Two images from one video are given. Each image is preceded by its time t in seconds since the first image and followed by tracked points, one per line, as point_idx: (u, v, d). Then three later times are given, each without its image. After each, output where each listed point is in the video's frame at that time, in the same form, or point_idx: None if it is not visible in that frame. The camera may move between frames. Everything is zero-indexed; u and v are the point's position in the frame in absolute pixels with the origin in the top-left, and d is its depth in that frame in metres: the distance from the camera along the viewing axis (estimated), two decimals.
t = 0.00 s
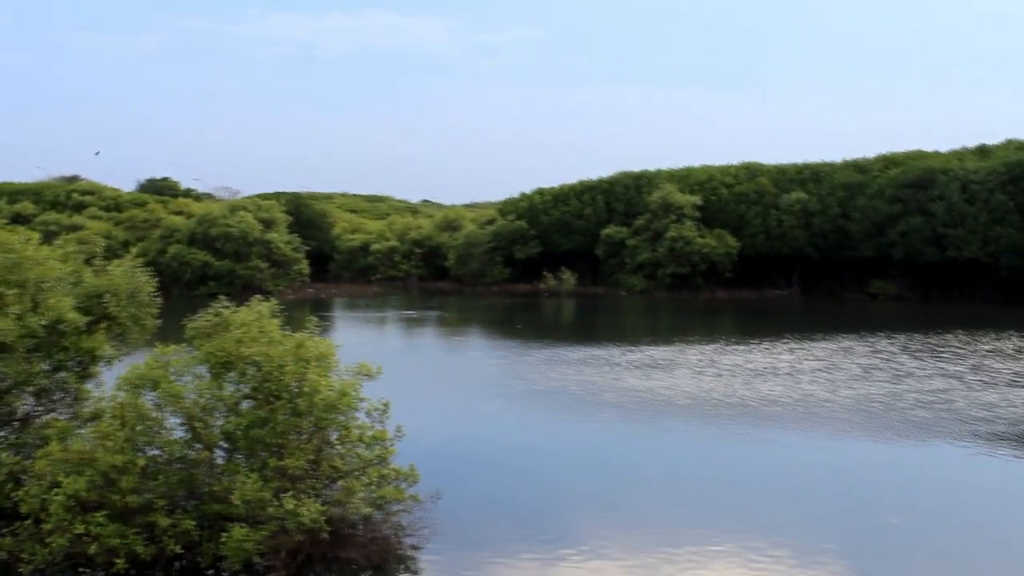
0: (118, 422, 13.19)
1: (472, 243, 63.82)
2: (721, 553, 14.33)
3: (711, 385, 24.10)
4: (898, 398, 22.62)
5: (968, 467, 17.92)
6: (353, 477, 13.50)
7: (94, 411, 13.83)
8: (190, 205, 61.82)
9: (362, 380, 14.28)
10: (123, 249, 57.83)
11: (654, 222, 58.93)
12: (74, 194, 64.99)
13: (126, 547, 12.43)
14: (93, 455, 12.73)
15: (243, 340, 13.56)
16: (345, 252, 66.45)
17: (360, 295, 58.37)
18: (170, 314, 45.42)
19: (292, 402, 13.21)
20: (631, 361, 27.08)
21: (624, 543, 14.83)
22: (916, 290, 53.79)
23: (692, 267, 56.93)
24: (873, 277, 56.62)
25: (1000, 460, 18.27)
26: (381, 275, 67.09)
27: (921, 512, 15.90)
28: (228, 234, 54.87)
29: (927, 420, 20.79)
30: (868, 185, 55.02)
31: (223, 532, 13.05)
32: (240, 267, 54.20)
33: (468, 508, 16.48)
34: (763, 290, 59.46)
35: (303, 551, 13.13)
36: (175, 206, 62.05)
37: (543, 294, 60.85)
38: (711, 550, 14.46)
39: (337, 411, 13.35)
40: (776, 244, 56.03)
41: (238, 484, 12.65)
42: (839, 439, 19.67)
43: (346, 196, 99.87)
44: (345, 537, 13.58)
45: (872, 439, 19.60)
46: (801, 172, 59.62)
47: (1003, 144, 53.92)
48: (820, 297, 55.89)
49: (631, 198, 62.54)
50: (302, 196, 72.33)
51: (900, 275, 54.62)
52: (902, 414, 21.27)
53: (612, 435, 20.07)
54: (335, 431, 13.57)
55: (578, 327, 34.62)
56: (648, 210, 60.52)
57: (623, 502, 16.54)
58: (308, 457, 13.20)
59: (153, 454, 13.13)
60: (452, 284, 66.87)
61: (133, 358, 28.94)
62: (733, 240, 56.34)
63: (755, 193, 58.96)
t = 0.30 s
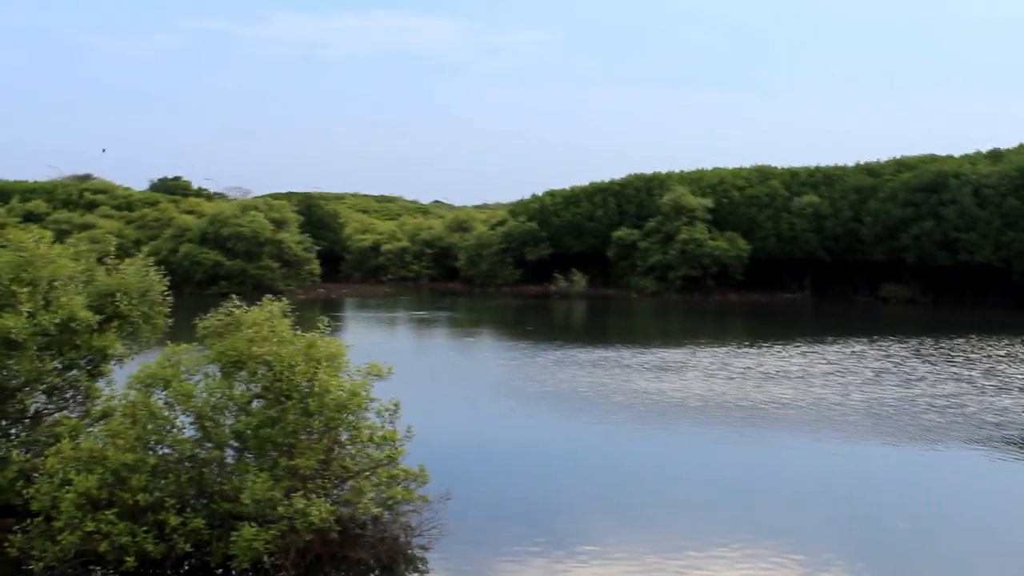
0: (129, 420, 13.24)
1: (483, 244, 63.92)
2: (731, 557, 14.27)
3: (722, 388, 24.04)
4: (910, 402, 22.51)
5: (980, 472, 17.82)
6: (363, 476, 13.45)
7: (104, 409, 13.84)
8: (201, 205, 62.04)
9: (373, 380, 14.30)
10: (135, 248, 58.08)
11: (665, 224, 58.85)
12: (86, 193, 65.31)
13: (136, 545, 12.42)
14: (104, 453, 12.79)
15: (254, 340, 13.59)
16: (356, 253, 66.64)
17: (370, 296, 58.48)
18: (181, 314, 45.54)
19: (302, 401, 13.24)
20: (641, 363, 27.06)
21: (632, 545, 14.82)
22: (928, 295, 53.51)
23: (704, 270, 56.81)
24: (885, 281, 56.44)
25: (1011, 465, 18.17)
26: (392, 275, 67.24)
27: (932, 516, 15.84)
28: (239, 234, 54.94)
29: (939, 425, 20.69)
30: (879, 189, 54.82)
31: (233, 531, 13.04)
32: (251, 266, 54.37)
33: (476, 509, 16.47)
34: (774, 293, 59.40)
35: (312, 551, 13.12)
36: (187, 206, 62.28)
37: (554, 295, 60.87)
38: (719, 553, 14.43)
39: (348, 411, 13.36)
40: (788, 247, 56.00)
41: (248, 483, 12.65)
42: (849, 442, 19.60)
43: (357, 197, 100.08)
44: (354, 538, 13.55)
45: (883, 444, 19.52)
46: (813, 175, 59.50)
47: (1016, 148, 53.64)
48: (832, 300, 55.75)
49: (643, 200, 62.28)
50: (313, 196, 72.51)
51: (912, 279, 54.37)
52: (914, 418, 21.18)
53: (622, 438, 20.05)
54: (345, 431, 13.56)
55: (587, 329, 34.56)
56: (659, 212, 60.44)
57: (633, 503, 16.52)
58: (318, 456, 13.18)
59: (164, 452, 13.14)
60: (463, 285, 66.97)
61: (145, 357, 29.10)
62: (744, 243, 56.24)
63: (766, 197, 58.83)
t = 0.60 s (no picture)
0: (144, 418, 13.30)
1: (498, 244, 63.98)
2: (745, 558, 14.24)
3: (738, 389, 23.97)
4: (927, 405, 22.37)
5: (997, 476, 17.69)
6: (377, 476, 13.47)
7: (120, 408, 13.91)
8: (216, 204, 62.25)
9: (387, 380, 14.33)
10: (150, 247, 58.35)
11: (680, 225, 58.75)
12: (102, 193, 65.64)
13: (151, 543, 12.47)
14: (119, 451, 12.83)
15: (269, 339, 13.58)
16: (370, 253, 66.85)
17: (385, 296, 58.58)
18: (195, 313, 45.66)
19: (317, 401, 13.21)
20: (657, 364, 27.01)
21: (646, 546, 14.80)
22: (943, 297, 53.17)
23: (719, 271, 56.65)
24: (901, 283, 56.11)
25: None
26: (406, 275, 67.36)
27: (950, 518, 15.77)
28: (255, 234, 55.07)
29: (956, 428, 20.56)
30: (895, 190, 54.51)
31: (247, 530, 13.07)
32: (266, 266, 54.56)
33: (490, 509, 16.47)
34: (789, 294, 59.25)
35: (325, 549, 13.17)
36: (201, 205, 62.51)
37: (568, 296, 60.86)
38: (734, 554, 14.40)
39: (362, 411, 13.35)
40: (803, 249, 55.99)
41: (263, 482, 12.66)
42: (865, 445, 19.51)
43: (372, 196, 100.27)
44: (368, 537, 13.61)
45: (899, 446, 19.41)
46: (828, 177, 59.24)
47: None
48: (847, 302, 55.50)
49: (658, 201, 62.03)
50: (328, 196, 72.69)
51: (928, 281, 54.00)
52: (931, 421, 21.05)
53: (637, 438, 20.01)
54: (359, 431, 13.56)
55: (602, 330, 34.49)
56: (673, 213, 60.31)
57: (651, 504, 16.49)
58: (332, 456, 13.19)
59: (179, 451, 13.17)
60: (477, 285, 67.04)
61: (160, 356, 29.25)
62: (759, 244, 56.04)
63: (781, 198, 58.58)
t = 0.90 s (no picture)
0: (163, 414, 13.21)
1: (514, 241, 64.10)
2: (763, 554, 14.24)
3: (755, 385, 23.92)
4: (946, 401, 22.25)
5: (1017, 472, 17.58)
6: (395, 472, 13.53)
7: (138, 403, 14.02)
8: (233, 200, 62.49)
9: (404, 375, 14.39)
10: (168, 244, 58.65)
11: (697, 221, 58.68)
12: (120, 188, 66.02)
13: (170, 538, 12.55)
14: (138, 446, 12.91)
15: (286, 335, 13.56)
16: (388, 249, 67.95)
17: (402, 292, 58.68)
18: (214, 309, 45.89)
19: (335, 396, 13.24)
20: (675, 359, 26.99)
21: (663, 542, 14.80)
22: (962, 294, 52.23)
23: (735, 267, 56.47)
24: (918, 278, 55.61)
25: None
26: (422, 271, 67.49)
27: (971, 515, 15.71)
28: (273, 230, 55.31)
29: (975, 424, 20.44)
30: (912, 186, 54.21)
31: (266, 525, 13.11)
32: (283, 262, 54.90)
33: (509, 504, 16.51)
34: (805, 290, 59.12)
35: (344, 544, 13.31)
36: (218, 201, 62.75)
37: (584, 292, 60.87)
38: (751, 550, 14.40)
39: (380, 407, 13.47)
40: (819, 244, 56.22)
41: (282, 477, 12.70)
42: (884, 441, 19.43)
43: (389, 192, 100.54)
44: (387, 532, 13.84)
45: (919, 442, 19.32)
46: (845, 172, 59.03)
47: None
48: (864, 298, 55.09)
49: (675, 197, 61.84)
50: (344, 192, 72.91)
51: (947, 277, 53.35)
52: (950, 417, 20.95)
53: (656, 434, 19.99)
54: (376, 426, 13.55)
55: (619, 325, 34.49)
56: (690, 208, 60.20)
57: (667, 500, 16.50)
58: (350, 451, 13.20)
59: (197, 446, 13.17)
60: (493, 281, 67.18)
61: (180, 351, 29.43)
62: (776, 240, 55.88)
63: (798, 194, 58.86)
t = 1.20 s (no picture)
0: (179, 411, 13.30)
1: (530, 239, 64.35)
2: (778, 551, 14.20)
3: (772, 383, 23.82)
4: (965, 399, 22.06)
5: None
6: (411, 469, 13.44)
7: (155, 400, 14.01)
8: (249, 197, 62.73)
9: (420, 373, 14.28)
10: (185, 241, 58.94)
11: (712, 218, 58.51)
12: (138, 186, 66.42)
13: (186, 535, 12.54)
14: (154, 444, 12.93)
15: (303, 332, 13.63)
16: (403, 247, 67.92)
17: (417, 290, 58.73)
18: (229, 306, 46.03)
19: (351, 394, 13.23)
20: (691, 357, 26.90)
21: (680, 540, 14.74)
22: (979, 291, 51.78)
23: (751, 264, 56.21)
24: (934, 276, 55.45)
25: None
26: (437, 269, 67.58)
27: (990, 514, 15.58)
28: (288, 228, 55.44)
29: (994, 422, 20.27)
30: (930, 182, 53.82)
31: (282, 522, 13.18)
32: (299, 260, 55.00)
33: (525, 502, 16.50)
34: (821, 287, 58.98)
35: (360, 541, 13.23)
36: (234, 199, 63.00)
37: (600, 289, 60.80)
38: (766, 547, 14.36)
39: (396, 404, 13.40)
40: (836, 241, 55.72)
41: (297, 474, 12.70)
42: (902, 439, 19.31)
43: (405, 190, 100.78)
44: (402, 529, 13.73)
45: (938, 441, 19.18)
46: (862, 169, 58.74)
47: None
48: (880, 296, 54.87)
49: (691, 195, 61.62)
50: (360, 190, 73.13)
51: (965, 275, 52.86)
52: (968, 416, 20.77)
53: (671, 432, 19.93)
54: (392, 424, 13.48)
55: (635, 323, 34.43)
56: (705, 206, 60.04)
57: (681, 498, 16.45)
58: (366, 448, 13.21)
59: (213, 444, 13.18)
60: (509, 279, 67.23)
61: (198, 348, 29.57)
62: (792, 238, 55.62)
63: (815, 191, 58.44)
